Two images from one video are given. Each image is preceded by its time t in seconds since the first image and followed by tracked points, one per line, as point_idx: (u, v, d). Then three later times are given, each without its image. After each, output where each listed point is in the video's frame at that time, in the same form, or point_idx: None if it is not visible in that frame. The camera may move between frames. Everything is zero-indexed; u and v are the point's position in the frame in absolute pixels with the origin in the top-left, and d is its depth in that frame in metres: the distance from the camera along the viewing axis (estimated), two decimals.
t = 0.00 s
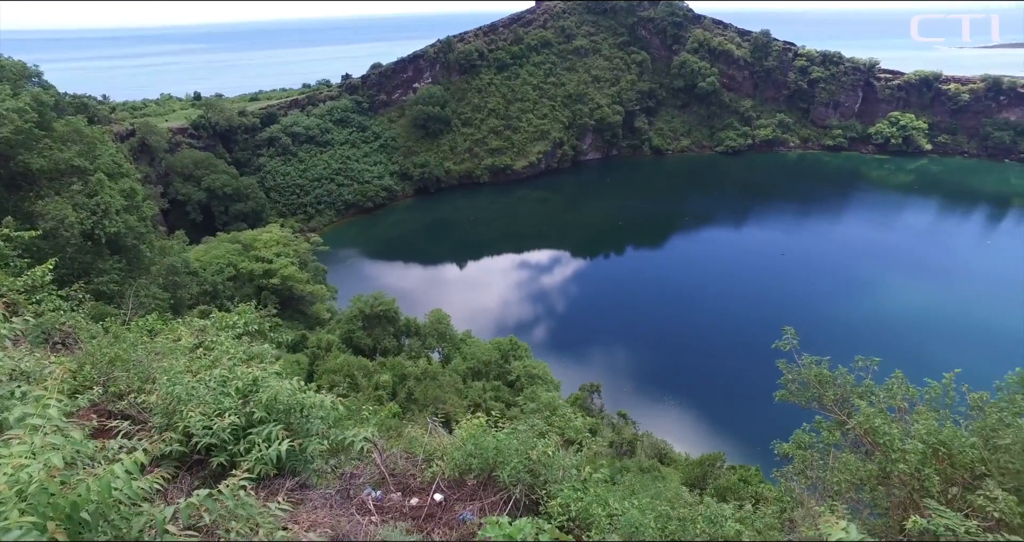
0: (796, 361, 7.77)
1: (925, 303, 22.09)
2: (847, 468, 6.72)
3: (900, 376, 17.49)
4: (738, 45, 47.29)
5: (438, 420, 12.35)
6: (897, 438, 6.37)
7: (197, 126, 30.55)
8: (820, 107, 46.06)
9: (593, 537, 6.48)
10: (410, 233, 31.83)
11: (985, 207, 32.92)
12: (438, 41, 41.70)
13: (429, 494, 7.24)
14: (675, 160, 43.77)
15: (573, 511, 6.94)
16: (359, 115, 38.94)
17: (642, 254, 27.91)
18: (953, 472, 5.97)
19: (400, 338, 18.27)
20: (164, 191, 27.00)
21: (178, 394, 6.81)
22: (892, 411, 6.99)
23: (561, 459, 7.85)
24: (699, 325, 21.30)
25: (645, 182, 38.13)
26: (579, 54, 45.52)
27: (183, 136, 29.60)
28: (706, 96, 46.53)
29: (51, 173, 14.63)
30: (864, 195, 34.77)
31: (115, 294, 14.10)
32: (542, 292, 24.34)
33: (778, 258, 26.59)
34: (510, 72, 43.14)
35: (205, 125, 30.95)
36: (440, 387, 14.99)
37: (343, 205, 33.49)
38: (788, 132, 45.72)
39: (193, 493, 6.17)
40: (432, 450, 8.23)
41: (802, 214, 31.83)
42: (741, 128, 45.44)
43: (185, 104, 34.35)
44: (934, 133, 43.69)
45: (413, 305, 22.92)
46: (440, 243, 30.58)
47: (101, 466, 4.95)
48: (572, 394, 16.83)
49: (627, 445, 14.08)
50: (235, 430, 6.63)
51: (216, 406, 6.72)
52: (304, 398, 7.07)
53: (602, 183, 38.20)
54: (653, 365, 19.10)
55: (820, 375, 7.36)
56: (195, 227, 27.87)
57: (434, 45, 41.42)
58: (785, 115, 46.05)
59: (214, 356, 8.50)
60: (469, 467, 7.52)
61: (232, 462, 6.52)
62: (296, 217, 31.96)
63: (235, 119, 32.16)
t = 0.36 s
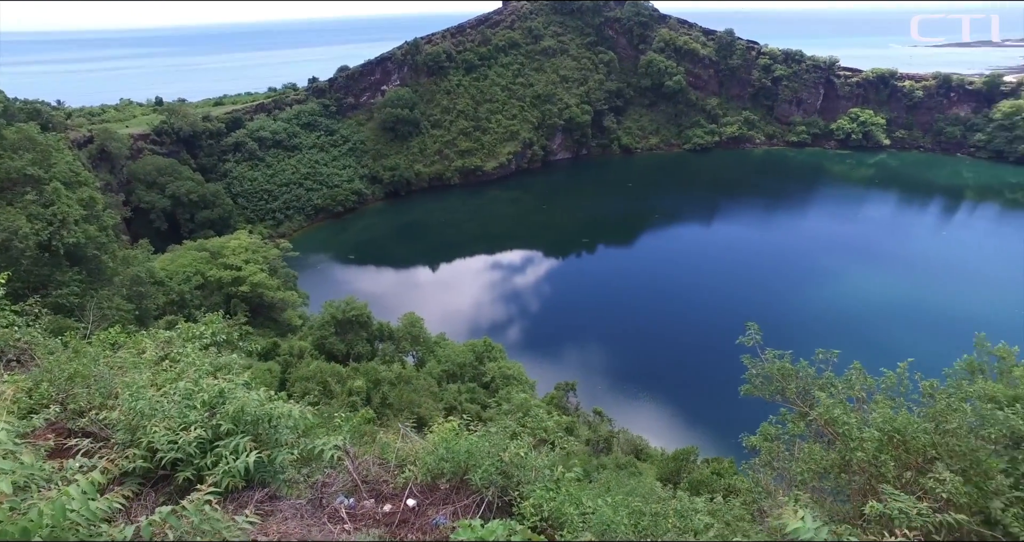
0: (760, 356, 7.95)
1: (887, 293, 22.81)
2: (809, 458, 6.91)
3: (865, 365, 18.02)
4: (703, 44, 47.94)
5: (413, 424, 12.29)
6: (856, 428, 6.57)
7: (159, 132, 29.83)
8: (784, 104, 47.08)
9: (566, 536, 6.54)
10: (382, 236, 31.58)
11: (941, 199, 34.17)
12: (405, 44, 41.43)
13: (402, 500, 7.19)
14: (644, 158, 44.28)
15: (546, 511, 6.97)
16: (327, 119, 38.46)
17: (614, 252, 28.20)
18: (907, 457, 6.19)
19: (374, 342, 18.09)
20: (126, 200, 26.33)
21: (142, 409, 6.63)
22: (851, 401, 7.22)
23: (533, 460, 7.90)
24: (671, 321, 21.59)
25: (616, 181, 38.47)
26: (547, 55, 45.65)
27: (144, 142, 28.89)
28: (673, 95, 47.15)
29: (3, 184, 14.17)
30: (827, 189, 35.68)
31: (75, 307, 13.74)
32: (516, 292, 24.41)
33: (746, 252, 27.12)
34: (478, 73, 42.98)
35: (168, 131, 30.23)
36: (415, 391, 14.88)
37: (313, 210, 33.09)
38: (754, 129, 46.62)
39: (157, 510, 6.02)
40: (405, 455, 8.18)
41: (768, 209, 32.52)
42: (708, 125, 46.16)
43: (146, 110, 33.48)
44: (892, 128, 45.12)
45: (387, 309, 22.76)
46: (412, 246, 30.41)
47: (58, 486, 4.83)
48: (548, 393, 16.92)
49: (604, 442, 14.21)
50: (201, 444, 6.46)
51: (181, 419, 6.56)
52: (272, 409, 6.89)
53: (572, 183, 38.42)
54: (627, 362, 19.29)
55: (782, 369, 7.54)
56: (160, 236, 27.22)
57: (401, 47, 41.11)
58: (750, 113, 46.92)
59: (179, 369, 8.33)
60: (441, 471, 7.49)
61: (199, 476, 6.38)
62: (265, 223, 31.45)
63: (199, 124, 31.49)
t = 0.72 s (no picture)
0: (723, 350, 8.13)
1: (848, 283, 23.54)
2: (772, 448, 7.12)
3: (828, 354, 18.56)
4: (666, 43, 48.58)
5: (386, 429, 12.22)
6: (816, 417, 6.76)
7: (115, 138, 28.95)
8: (746, 101, 48.12)
9: (539, 534, 6.59)
10: (351, 240, 31.24)
11: (896, 191, 35.42)
12: (368, 46, 41.03)
13: (374, 505, 7.13)
14: (611, 157, 44.73)
15: (517, 511, 6.98)
16: (291, 123, 37.85)
17: (584, 250, 28.46)
18: (863, 442, 6.42)
19: (345, 348, 17.87)
20: (83, 209, 25.50)
21: (102, 426, 6.46)
22: (810, 391, 7.44)
23: (505, 461, 7.95)
24: (642, 317, 21.85)
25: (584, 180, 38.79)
26: (512, 55, 45.70)
27: (99, 149, 28.00)
28: (638, 93, 47.74)
29: None
30: (789, 184, 36.62)
31: (30, 322, 13.30)
32: (487, 293, 24.43)
33: (713, 248, 27.64)
34: (444, 74, 42.73)
35: (124, 137, 29.36)
36: (387, 395, 14.76)
37: (279, 216, 32.56)
38: (717, 126, 47.50)
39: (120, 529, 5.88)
40: (376, 461, 8.12)
41: (732, 204, 33.20)
42: (673, 123, 46.84)
43: (100, 116, 32.43)
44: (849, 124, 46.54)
45: (357, 314, 22.53)
46: (382, 249, 30.17)
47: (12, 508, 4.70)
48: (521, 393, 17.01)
49: (578, 440, 14.34)
50: (166, 458, 6.32)
51: (144, 434, 6.41)
52: (239, 418, 6.74)
53: (540, 183, 38.60)
54: (599, 359, 19.45)
55: (745, 361, 7.73)
56: (120, 245, 26.45)
57: (365, 50, 40.68)
58: (713, 110, 47.77)
59: (140, 382, 8.13)
60: (412, 476, 7.46)
61: (164, 491, 6.25)
62: (229, 229, 30.79)
63: (159, 130, 30.69)
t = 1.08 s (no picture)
0: (687, 345, 8.30)
1: (810, 275, 24.21)
2: (736, 440, 7.28)
3: (793, 345, 19.09)
4: (630, 42, 49.25)
5: (357, 435, 12.14)
6: (777, 408, 6.95)
7: (69, 144, 27.98)
8: (709, 99, 49.05)
9: (512, 533, 6.64)
10: (320, 245, 30.84)
11: (855, 185, 36.57)
12: (332, 48, 40.54)
13: (346, 511, 7.05)
14: (579, 156, 45.09)
15: (489, 511, 6.99)
16: (254, 126, 37.15)
17: (554, 249, 28.64)
18: (823, 430, 6.64)
19: (316, 354, 17.65)
20: (36, 218, 24.59)
21: (59, 443, 6.26)
22: (771, 383, 7.66)
23: (476, 462, 7.99)
24: (612, 315, 22.11)
25: (553, 180, 39.00)
26: (478, 56, 45.66)
27: (52, 156, 27.03)
28: (604, 92, 48.18)
29: None
30: (753, 180, 37.45)
31: None
32: (458, 295, 24.40)
33: (680, 244, 28.09)
34: (409, 76, 42.43)
35: (78, 143, 28.41)
36: (360, 400, 14.62)
37: (244, 221, 31.95)
38: (682, 123, 48.27)
39: None
40: (348, 467, 8.05)
41: (698, 201, 33.80)
42: (639, 121, 47.45)
43: (52, 121, 31.31)
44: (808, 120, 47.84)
45: (327, 320, 22.27)
46: (351, 253, 29.88)
47: None
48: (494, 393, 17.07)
49: (553, 438, 14.45)
50: (129, 473, 6.18)
51: (104, 449, 6.24)
52: (205, 430, 6.64)
53: (508, 183, 38.70)
54: (571, 358, 19.61)
55: (708, 356, 7.91)
56: (77, 255, 25.59)
57: (329, 52, 40.20)
58: (678, 108, 48.54)
59: (99, 396, 7.92)
60: (384, 480, 7.43)
61: (127, 507, 6.10)
62: (193, 236, 30.08)
63: (116, 136, 29.85)
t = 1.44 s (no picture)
0: (653, 342, 8.43)
1: (775, 268, 24.83)
2: (702, 434, 7.42)
3: (758, 338, 19.55)
4: (596, 43, 49.68)
5: (329, 443, 12.01)
6: (741, 401, 7.13)
7: (18, 153, 27.12)
8: (674, 99, 49.87)
9: (485, 534, 6.67)
10: (287, 251, 30.38)
11: (815, 181, 37.62)
12: (295, 51, 39.97)
13: (318, 520, 7.03)
14: (547, 157, 45.32)
15: (462, 514, 6.98)
16: (217, 132, 36.40)
17: (525, 250, 28.77)
18: (785, 421, 6.85)
19: (285, 362, 17.37)
20: None
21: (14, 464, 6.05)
22: (734, 376, 7.85)
23: (448, 465, 7.98)
24: (584, 314, 22.31)
25: (522, 180, 39.14)
26: (444, 58, 45.52)
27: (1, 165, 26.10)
28: (570, 93, 48.49)
29: None
30: (719, 177, 38.20)
31: None
32: (429, 298, 24.31)
33: (648, 241, 28.49)
34: (375, 79, 42.03)
35: (29, 151, 27.53)
36: (332, 407, 14.46)
37: (209, 229, 31.29)
38: (648, 123, 48.94)
39: None
40: (319, 475, 7.98)
41: (665, 199, 34.32)
42: (605, 121, 47.99)
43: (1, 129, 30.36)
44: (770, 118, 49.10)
45: (296, 327, 21.93)
46: (320, 258, 29.47)
47: None
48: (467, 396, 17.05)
49: (528, 439, 14.51)
50: (90, 491, 5.98)
51: (64, 469, 6.06)
52: (171, 443, 6.48)
53: (477, 185, 38.69)
54: (543, 358, 19.71)
55: (674, 352, 8.05)
56: (31, 267, 24.69)
57: (292, 55, 39.60)
58: (643, 108, 49.19)
59: (57, 413, 7.66)
60: (356, 487, 7.37)
61: (89, 526, 5.91)
62: (156, 245, 29.32)
63: (69, 143, 29.07)
